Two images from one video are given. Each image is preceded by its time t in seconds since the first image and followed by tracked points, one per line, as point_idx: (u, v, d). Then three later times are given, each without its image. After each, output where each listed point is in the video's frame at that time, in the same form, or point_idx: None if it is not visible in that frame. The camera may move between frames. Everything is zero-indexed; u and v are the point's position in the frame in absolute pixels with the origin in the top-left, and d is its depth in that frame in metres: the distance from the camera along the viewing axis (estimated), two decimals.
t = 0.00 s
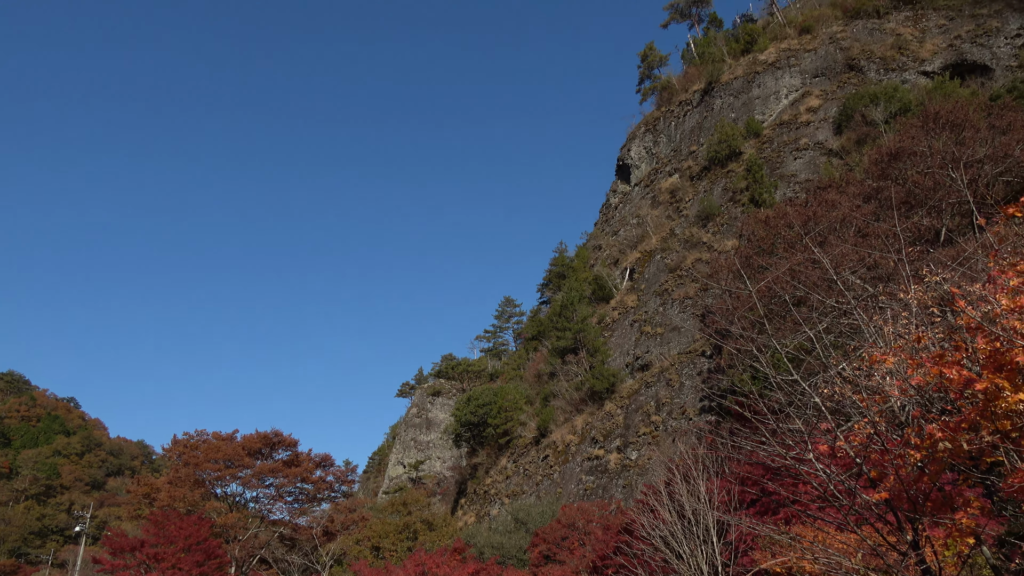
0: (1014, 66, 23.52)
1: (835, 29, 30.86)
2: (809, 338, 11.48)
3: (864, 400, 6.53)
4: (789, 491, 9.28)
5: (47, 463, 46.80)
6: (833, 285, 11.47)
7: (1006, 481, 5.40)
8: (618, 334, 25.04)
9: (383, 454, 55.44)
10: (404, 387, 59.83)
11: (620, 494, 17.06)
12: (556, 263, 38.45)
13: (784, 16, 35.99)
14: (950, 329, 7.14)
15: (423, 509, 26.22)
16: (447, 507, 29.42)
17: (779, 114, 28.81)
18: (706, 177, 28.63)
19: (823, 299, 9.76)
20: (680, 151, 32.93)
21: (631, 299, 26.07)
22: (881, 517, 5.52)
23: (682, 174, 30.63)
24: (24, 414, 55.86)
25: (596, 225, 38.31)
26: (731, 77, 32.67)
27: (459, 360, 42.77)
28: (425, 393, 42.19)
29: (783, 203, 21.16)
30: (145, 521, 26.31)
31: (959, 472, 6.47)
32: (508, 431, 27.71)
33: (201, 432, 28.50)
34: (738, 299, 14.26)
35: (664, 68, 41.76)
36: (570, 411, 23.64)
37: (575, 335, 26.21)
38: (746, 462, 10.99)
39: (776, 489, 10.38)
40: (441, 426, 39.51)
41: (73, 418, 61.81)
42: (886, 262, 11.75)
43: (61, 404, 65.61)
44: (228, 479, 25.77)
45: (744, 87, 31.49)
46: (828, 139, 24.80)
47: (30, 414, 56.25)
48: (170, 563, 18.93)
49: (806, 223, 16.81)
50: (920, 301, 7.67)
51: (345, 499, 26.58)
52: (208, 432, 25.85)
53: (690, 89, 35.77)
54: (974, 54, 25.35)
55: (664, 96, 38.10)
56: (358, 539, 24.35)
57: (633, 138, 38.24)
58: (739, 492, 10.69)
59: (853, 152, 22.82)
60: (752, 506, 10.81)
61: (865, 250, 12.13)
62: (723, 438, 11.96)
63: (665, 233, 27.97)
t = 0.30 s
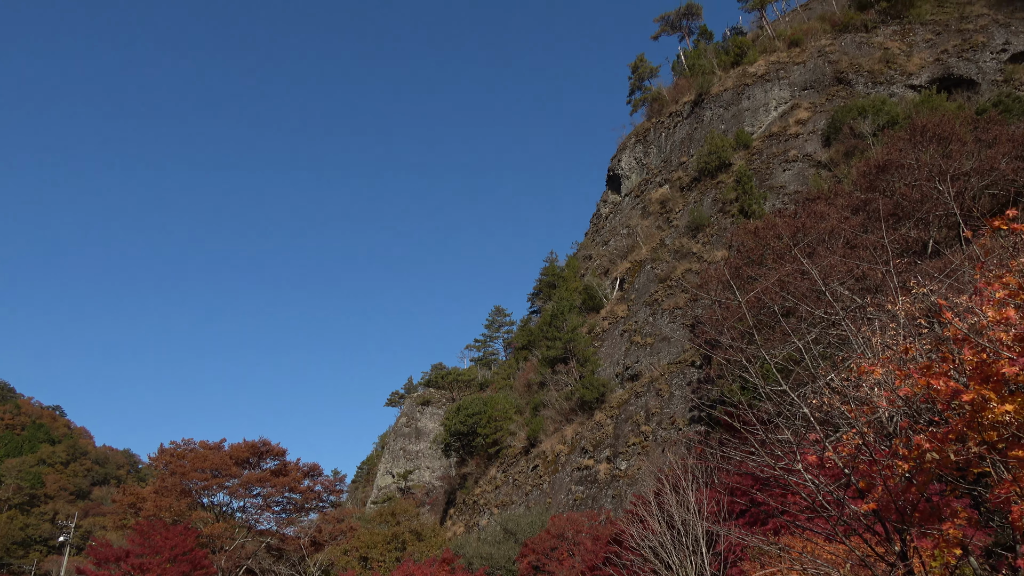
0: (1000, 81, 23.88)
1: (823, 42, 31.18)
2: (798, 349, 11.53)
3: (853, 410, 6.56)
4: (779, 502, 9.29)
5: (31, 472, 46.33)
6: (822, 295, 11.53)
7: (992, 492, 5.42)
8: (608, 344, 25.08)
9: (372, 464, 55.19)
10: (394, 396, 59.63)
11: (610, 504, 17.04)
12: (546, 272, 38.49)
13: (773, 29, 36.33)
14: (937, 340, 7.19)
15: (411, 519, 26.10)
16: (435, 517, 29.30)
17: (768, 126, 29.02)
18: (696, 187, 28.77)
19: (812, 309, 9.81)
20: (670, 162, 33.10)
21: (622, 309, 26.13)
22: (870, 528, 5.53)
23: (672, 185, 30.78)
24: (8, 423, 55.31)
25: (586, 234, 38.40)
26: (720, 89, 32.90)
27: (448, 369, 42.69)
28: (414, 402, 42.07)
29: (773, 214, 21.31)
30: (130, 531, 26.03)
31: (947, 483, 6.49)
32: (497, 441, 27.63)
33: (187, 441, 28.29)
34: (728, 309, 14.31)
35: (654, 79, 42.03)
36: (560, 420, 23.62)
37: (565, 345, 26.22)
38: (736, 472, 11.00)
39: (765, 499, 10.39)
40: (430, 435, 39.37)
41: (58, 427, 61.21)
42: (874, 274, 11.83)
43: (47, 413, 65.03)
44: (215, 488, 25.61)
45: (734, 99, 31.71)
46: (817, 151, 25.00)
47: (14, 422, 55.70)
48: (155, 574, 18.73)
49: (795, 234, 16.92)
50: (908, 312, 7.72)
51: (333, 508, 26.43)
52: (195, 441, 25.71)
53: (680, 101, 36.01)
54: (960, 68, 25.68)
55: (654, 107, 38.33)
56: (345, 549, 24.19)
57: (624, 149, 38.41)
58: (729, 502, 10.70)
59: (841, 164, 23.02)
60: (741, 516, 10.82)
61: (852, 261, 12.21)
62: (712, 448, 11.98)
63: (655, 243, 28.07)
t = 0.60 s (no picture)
0: (987, 95, 24.15)
1: (813, 55, 31.44)
2: (788, 359, 11.57)
3: (842, 421, 6.58)
4: (768, 512, 9.30)
5: (17, 480, 45.85)
6: (812, 306, 11.57)
7: (980, 502, 5.45)
8: (599, 353, 25.10)
9: (361, 473, 54.90)
10: (384, 405, 59.43)
11: (600, 514, 17.01)
12: (537, 282, 38.51)
13: (763, 41, 36.62)
14: (925, 351, 7.23)
15: (401, 529, 25.96)
16: (425, 526, 29.17)
17: (758, 137, 29.20)
18: (687, 198, 28.88)
19: (801, 320, 9.85)
20: (661, 172, 33.23)
21: (613, 318, 26.16)
22: (859, 538, 5.55)
23: (663, 195, 30.89)
24: None
25: (577, 244, 38.46)
26: (711, 100, 33.10)
27: (439, 378, 42.56)
28: (404, 411, 41.92)
29: (763, 225, 21.42)
30: (116, 540, 25.73)
31: (936, 493, 6.52)
32: (488, 450, 27.56)
33: (175, 450, 28.07)
34: (718, 319, 14.34)
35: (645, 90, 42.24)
36: (550, 430, 23.58)
37: (556, 354, 26.21)
38: (726, 482, 11.01)
39: (755, 510, 10.39)
40: (420, 444, 39.23)
41: (45, 435, 60.65)
42: (864, 285, 11.89)
43: (33, 420, 64.42)
44: (203, 497, 25.41)
45: (725, 110, 31.90)
46: (806, 162, 25.18)
47: None
48: None
49: (785, 245, 17.01)
50: (897, 323, 7.76)
51: (321, 518, 26.26)
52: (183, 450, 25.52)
53: (671, 112, 36.20)
54: (947, 81, 25.96)
55: (646, 118, 38.51)
56: (334, 559, 23.52)
57: (615, 158, 38.54)
58: (719, 512, 10.71)
59: (831, 175, 23.17)
60: (731, 526, 10.81)
61: (841, 272, 12.29)
62: (703, 458, 11.98)
63: (646, 253, 28.15)
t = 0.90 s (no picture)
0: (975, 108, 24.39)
1: (803, 66, 31.67)
2: (779, 368, 11.59)
3: (832, 430, 6.60)
4: (759, 521, 9.30)
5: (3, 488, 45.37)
6: (802, 316, 11.62)
7: (970, 512, 5.47)
8: (590, 362, 25.10)
9: (351, 481, 54.64)
10: (375, 413, 59.20)
11: (591, 523, 16.97)
12: (529, 290, 38.52)
13: (755, 53, 36.89)
14: (915, 361, 7.27)
15: (391, 539, 25.48)
16: (415, 536, 29.04)
17: (749, 148, 29.36)
18: (679, 208, 28.98)
19: (792, 329, 9.88)
20: (652, 182, 33.34)
21: (604, 327, 26.18)
22: (849, 548, 5.56)
23: (654, 204, 31.00)
24: None
25: (569, 253, 38.49)
26: (703, 110, 33.27)
27: (430, 386, 42.45)
28: (395, 420, 41.75)
29: (754, 235, 21.51)
30: (102, 550, 25.46)
31: (925, 503, 6.54)
32: (479, 459, 27.47)
33: (163, 458, 27.86)
34: (710, 329, 14.37)
35: (638, 100, 42.43)
36: (542, 439, 23.54)
37: (548, 363, 26.19)
38: (717, 492, 11.00)
39: (746, 519, 10.39)
40: (411, 453, 39.08)
41: (31, 443, 60.08)
42: (854, 294, 11.94)
43: (20, 428, 63.79)
44: (192, 506, 25.22)
45: (716, 121, 32.07)
46: (797, 173, 25.33)
47: None
48: None
49: (776, 254, 17.08)
50: (886, 333, 7.81)
51: (311, 527, 26.11)
52: (172, 458, 25.35)
53: (663, 122, 36.37)
54: (937, 94, 26.18)
55: (638, 128, 38.67)
56: (322, 569, 23.00)
57: (607, 168, 38.65)
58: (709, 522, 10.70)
59: (821, 186, 23.30)
60: (722, 536, 10.80)
61: (832, 282, 12.34)
62: (694, 467, 11.97)
63: (637, 262, 28.21)
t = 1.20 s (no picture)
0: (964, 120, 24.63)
1: (795, 78, 31.89)
2: (771, 377, 11.61)
3: (823, 439, 6.61)
4: (751, 531, 9.30)
5: None
6: (794, 325, 11.66)
7: (961, 522, 5.48)
8: (583, 371, 25.11)
9: (342, 490, 54.39)
10: (366, 421, 58.99)
11: (583, 532, 16.93)
12: (521, 299, 38.54)
13: (747, 64, 37.14)
14: (905, 371, 7.30)
15: (382, 548, 25.57)
16: (406, 545, 28.90)
17: (741, 158, 29.50)
18: (671, 217, 29.07)
19: (784, 339, 9.91)
20: (645, 191, 33.44)
21: (597, 336, 26.21)
22: (841, 558, 5.57)
23: (647, 214, 31.08)
24: None
25: (562, 261, 38.54)
26: (695, 120, 33.43)
27: (422, 395, 42.36)
28: (387, 428, 41.60)
29: (746, 245, 21.60)
30: (90, 559, 25.23)
31: (916, 513, 6.56)
32: (471, 468, 27.39)
33: (152, 466, 27.68)
34: (702, 338, 14.40)
35: (630, 109, 42.61)
36: (534, 447, 23.50)
37: (540, 371, 26.16)
38: (709, 501, 11.00)
39: (737, 528, 10.38)
40: (402, 462, 38.93)
41: (19, 451, 59.51)
42: (845, 304, 11.99)
43: (7, 436, 63.19)
44: (181, 514, 25.08)
45: (708, 131, 32.23)
46: (789, 183, 25.47)
47: None
48: None
49: (767, 264, 17.14)
50: (877, 343, 7.84)
51: (301, 536, 25.97)
52: (162, 466, 25.20)
53: (656, 131, 36.52)
54: (927, 105, 26.40)
55: (630, 137, 38.80)
56: None
57: (600, 177, 38.75)
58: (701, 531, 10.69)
59: (813, 196, 23.43)
60: (714, 546, 10.79)
61: (823, 292, 12.39)
62: (686, 476, 11.97)
63: (630, 271, 28.27)
